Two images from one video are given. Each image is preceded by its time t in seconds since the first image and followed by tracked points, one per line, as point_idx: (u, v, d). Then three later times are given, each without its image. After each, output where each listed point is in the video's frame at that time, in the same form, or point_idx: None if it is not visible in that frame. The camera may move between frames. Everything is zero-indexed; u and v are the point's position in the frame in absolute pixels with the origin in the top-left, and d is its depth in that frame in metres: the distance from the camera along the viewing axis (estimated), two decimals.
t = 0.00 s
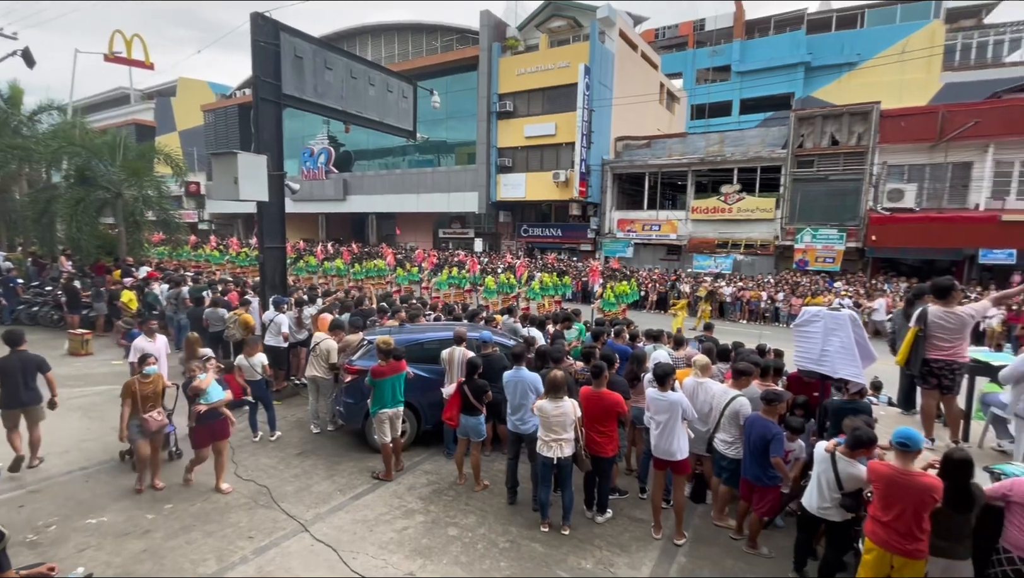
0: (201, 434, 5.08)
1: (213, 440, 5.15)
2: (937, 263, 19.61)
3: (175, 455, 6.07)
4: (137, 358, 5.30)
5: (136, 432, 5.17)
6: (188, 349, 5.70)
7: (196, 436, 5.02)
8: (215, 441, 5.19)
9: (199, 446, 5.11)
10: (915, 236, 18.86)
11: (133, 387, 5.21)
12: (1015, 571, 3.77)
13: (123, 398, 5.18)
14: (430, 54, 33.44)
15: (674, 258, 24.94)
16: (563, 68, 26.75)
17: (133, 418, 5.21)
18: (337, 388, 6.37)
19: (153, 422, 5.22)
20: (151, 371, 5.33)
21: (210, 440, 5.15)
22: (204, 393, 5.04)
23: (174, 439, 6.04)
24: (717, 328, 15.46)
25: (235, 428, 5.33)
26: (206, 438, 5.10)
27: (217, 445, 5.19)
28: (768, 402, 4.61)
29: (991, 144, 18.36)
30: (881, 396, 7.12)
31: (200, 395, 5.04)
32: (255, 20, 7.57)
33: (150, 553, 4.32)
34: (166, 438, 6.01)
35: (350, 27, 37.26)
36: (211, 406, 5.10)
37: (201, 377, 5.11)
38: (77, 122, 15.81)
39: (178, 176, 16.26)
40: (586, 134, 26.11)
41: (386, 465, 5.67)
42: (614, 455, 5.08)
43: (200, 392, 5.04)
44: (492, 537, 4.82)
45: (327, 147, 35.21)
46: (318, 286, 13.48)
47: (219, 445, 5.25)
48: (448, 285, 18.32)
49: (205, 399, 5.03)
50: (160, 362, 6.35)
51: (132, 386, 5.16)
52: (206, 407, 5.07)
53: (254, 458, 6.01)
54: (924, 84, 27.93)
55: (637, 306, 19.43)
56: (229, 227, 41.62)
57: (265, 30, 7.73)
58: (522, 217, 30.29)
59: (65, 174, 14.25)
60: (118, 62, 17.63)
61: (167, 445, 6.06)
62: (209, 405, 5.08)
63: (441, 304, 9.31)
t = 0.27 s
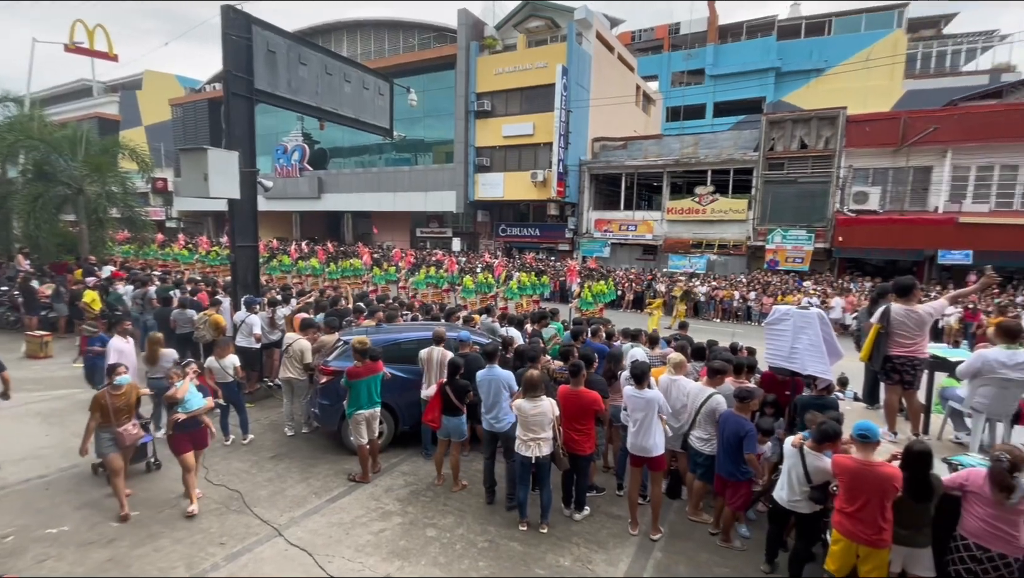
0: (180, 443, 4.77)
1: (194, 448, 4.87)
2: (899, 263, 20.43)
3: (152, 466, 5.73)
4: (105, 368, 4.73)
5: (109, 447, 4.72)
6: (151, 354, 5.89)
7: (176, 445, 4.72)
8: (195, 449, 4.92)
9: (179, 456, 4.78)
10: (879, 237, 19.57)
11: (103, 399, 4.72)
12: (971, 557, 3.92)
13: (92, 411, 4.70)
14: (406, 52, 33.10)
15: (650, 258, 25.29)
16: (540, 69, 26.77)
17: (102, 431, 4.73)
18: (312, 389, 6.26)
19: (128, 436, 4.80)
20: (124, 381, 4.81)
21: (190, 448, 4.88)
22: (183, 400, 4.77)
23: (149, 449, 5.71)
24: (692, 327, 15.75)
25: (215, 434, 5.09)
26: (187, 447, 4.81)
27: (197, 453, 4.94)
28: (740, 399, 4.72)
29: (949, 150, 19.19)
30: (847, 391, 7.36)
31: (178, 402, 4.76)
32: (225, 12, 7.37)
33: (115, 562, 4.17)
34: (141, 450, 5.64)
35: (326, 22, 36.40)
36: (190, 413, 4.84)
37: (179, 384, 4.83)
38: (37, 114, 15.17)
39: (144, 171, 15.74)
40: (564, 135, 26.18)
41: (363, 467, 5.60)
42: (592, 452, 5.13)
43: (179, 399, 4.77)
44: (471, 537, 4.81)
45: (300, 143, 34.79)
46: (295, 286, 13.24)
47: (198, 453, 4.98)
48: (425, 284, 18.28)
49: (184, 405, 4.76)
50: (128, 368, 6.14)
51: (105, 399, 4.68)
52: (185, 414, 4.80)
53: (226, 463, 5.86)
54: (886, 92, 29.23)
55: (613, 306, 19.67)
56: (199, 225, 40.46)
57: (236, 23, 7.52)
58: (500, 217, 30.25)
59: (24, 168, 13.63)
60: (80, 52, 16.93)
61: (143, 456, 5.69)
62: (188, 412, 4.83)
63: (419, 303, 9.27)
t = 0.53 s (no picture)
0: (163, 455, 4.50)
1: (178, 460, 4.63)
2: (867, 262, 20.81)
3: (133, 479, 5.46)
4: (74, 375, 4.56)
5: (77, 459, 4.51)
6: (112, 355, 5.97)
7: (159, 459, 4.46)
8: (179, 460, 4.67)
9: (161, 468, 4.53)
10: (849, 237, 20.17)
11: (72, 408, 4.51)
12: (934, 545, 4.08)
13: (60, 420, 4.49)
14: (384, 49, 32.75)
15: (629, 258, 25.56)
16: (520, 68, 26.74)
17: (73, 442, 4.54)
18: (288, 391, 6.16)
19: (99, 446, 4.56)
20: (93, 388, 4.63)
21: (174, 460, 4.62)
22: (168, 412, 4.51)
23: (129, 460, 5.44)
24: (670, 326, 15.99)
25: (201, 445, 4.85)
26: (171, 459, 4.55)
27: (181, 464, 4.68)
28: (715, 395, 4.83)
29: (914, 153, 19.91)
30: (818, 387, 7.58)
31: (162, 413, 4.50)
32: (197, 5, 7.16)
33: (82, 572, 4.03)
34: (121, 463, 5.37)
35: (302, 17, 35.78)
36: (176, 424, 4.58)
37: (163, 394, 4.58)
38: None
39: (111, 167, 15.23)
40: (544, 135, 26.24)
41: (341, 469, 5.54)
42: (572, 451, 5.17)
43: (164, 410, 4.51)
44: (451, 538, 4.79)
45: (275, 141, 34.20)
46: (272, 286, 12.94)
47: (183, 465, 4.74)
48: (405, 284, 18.14)
49: (169, 416, 4.49)
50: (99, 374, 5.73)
51: (74, 407, 4.47)
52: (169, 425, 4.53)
53: (199, 467, 5.72)
54: (855, 98, 30.52)
55: (593, 305, 19.81)
56: (169, 224, 39.38)
57: (208, 17, 7.32)
58: (479, 216, 30.12)
59: None
60: (42, 43, 16.28)
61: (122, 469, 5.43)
62: (174, 424, 4.57)
63: (398, 303, 9.21)
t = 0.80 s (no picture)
0: (144, 465, 4.34)
1: (159, 470, 4.46)
2: (837, 262, 21.39)
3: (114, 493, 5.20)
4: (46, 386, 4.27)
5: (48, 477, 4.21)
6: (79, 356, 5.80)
7: (141, 468, 4.31)
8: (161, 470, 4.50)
9: (140, 479, 4.36)
10: (819, 237, 20.74)
11: (42, 420, 4.20)
12: (899, 534, 4.23)
13: (30, 434, 4.15)
14: (360, 46, 32.27)
15: (607, 258, 25.79)
16: (498, 68, 26.66)
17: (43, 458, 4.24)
18: (263, 393, 6.04)
19: (67, 463, 4.22)
20: (67, 399, 4.34)
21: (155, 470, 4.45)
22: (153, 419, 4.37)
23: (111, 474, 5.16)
24: (648, 325, 16.22)
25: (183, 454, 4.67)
26: (152, 469, 4.40)
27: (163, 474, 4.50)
28: (691, 392, 4.93)
29: (880, 156, 20.77)
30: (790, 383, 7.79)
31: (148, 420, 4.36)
32: None
33: None
34: (100, 475, 5.02)
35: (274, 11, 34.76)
36: (161, 432, 4.44)
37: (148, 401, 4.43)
38: None
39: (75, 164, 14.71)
40: (522, 134, 26.21)
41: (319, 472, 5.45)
42: (552, 449, 5.20)
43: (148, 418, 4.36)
44: (431, 539, 4.77)
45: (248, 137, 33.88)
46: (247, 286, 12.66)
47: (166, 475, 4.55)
48: (383, 284, 17.98)
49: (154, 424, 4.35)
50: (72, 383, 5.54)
51: (45, 419, 4.17)
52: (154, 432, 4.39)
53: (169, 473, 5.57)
54: (824, 102, 31.76)
55: (572, 304, 19.94)
56: (136, 222, 38.19)
57: (178, 10, 7.14)
58: (458, 216, 29.94)
59: None
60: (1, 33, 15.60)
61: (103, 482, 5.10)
62: (159, 432, 4.42)
63: (375, 303, 9.11)
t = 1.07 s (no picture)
0: (135, 480, 4.13)
1: (152, 486, 4.22)
2: (808, 261, 21.93)
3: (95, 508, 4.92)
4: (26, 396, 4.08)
5: (27, 492, 4.01)
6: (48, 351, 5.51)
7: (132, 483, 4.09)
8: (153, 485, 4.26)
9: (131, 493, 4.17)
10: (791, 237, 21.27)
11: (21, 432, 4.04)
12: (867, 524, 4.37)
13: (7, 447, 3.98)
14: (335, 43, 31.78)
15: (586, 258, 25.98)
16: (478, 68, 26.60)
17: (23, 473, 4.03)
18: (238, 397, 5.91)
19: (52, 475, 4.03)
20: (48, 409, 4.19)
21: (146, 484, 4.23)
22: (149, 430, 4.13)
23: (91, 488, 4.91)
24: (627, 324, 16.44)
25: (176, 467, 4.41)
26: (144, 483, 4.18)
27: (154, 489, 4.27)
28: (669, 389, 5.01)
29: (848, 159, 21.39)
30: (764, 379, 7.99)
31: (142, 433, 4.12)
32: None
33: None
34: (78, 490, 4.79)
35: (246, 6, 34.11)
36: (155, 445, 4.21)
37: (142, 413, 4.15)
38: None
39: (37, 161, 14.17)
40: (501, 135, 26.15)
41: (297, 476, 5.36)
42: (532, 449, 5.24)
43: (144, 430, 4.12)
44: (411, 541, 4.74)
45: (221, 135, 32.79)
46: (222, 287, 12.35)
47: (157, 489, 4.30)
48: (361, 284, 17.83)
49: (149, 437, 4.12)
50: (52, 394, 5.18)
51: (25, 430, 4.01)
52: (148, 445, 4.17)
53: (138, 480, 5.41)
54: (795, 107, 32.49)
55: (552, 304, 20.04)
56: (101, 221, 36.95)
57: (147, 3, 6.94)
58: (437, 216, 29.72)
59: None
60: None
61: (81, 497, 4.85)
62: (153, 445, 4.20)
63: (353, 303, 9.00)
